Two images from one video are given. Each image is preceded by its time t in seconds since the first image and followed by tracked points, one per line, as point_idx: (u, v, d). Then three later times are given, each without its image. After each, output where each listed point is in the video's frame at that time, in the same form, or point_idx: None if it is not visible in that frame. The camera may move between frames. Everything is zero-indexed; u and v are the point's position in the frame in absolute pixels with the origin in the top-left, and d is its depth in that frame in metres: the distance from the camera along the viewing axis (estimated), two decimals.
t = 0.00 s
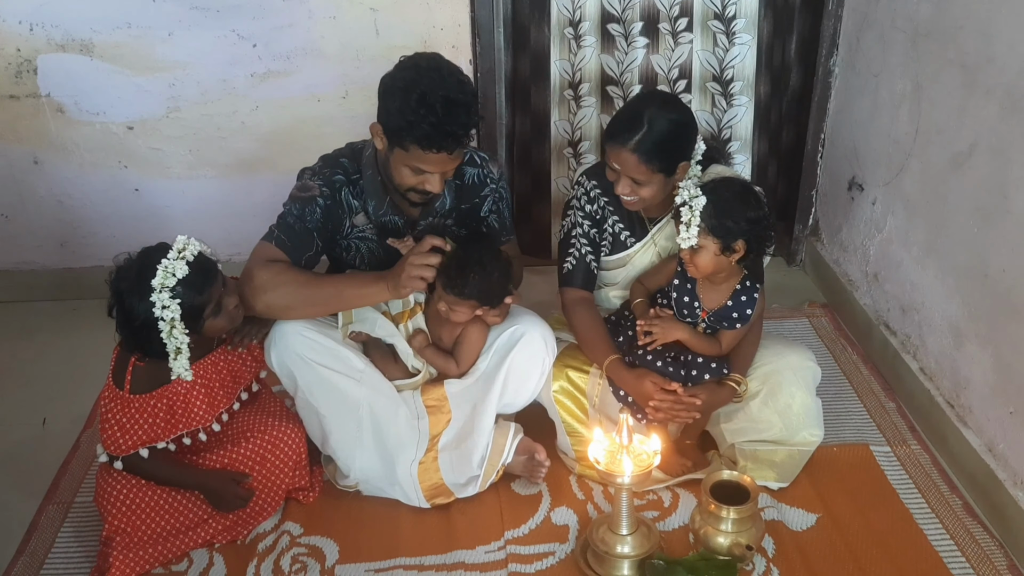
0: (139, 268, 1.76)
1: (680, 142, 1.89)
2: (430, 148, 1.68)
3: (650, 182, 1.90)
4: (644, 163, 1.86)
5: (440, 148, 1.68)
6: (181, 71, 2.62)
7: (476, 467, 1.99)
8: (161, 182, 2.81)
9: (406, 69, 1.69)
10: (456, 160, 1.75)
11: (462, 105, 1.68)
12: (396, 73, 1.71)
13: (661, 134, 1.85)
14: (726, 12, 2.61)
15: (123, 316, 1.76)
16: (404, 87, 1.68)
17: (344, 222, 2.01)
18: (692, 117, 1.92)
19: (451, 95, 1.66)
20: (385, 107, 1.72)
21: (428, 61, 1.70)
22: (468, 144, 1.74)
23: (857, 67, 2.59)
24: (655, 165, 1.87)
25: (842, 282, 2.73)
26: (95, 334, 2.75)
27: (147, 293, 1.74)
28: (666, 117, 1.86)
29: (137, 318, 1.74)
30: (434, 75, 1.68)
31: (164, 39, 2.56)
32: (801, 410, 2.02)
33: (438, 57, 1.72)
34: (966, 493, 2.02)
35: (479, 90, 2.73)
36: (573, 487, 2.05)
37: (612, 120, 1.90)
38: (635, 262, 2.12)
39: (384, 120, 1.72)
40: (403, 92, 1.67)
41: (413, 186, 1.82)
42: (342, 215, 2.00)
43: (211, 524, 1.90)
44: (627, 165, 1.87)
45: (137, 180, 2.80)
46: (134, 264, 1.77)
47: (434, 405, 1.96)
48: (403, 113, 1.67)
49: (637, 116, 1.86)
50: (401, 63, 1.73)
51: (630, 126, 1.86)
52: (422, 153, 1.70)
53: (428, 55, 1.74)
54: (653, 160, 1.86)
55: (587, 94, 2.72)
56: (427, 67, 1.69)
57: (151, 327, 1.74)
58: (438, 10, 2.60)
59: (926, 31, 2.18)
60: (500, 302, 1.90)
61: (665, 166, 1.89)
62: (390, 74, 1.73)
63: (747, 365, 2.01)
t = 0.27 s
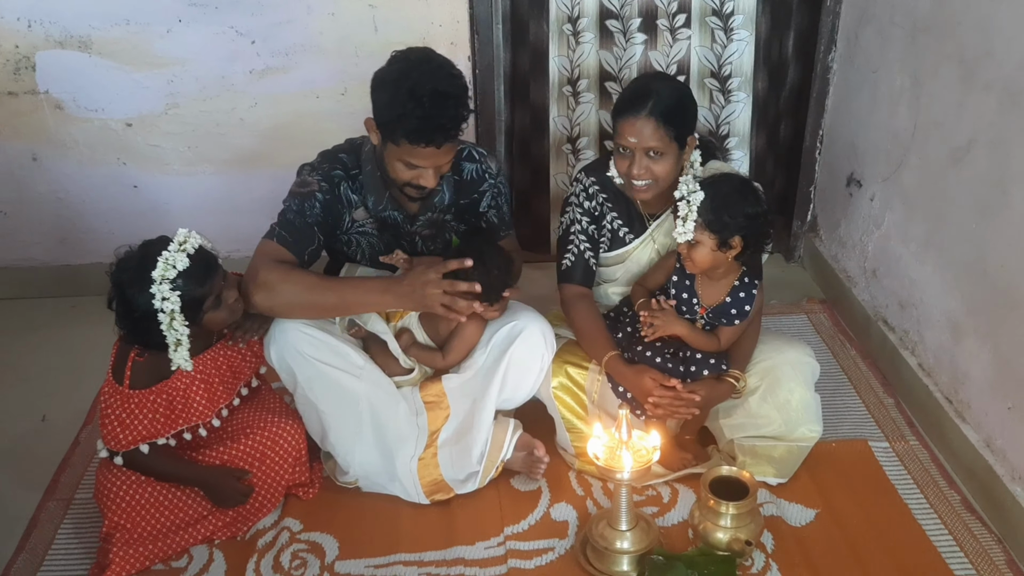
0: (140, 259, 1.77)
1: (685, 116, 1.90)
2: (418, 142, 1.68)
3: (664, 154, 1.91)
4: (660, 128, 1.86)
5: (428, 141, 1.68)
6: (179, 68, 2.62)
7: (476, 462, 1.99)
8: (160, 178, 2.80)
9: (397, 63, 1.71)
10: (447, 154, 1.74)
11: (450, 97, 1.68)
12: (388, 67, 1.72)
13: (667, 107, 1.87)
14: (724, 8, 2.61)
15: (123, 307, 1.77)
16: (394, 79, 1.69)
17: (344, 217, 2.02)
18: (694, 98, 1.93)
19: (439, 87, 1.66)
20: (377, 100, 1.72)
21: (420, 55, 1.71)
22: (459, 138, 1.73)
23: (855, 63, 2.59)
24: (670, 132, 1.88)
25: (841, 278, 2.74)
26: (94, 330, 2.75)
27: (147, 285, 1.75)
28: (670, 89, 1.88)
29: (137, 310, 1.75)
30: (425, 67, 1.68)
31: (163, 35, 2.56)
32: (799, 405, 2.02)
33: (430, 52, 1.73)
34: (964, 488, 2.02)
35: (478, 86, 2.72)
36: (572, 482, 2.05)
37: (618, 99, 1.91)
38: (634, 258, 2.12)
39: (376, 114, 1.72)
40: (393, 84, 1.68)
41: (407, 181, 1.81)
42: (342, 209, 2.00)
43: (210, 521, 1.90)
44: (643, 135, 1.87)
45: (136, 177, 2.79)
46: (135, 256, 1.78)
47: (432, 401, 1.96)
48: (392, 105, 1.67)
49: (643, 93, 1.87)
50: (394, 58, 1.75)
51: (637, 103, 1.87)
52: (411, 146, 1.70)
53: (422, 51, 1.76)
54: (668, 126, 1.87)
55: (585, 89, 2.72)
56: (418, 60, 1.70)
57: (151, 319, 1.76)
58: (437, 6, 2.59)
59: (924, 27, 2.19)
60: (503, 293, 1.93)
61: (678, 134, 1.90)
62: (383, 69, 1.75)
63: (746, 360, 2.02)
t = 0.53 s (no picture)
0: (136, 256, 1.78)
1: (686, 103, 1.92)
2: (401, 147, 1.68)
3: (663, 142, 1.91)
4: (659, 114, 1.88)
5: (410, 145, 1.68)
6: (176, 64, 2.62)
7: (474, 458, 2.00)
8: (157, 174, 2.80)
9: (380, 67, 1.69)
10: (434, 154, 1.74)
11: (431, 100, 1.66)
12: (371, 71, 1.71)
13: (667, 91, 1.89)
14: (721, 5, 2.62)
15: (119, 304, 1.78)
16: (375, 85, 1.67)
17: (344, 211, 2.01)
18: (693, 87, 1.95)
19: (418, 90, 1.64)
20: (362, 104, 1.72)
21: (402, 57, 1.69)
22: (445, 138, 1.72)
23: (852, 60, 2.60)
24: (668, 118, 1.89)
25: (837, 274, 2.75)
26: (91, 327, 2.75)
27: (143, 282, 1.76)
28: (669, 74, 1.90)
29: (132, 305, 1.77)
30: (404, 72, 1.66)
31: (160, 31, 2.56)
32: (796, 402, 2.03)
33: (414, 54, 1.71)
34: (960, 483, 2.03)
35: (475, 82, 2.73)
36: (570, 478, 2.06)
37: (618, 88, 1.93)
38: (632, 254, 2.13)
39: (362, 118, 1.73)
40: (374, 90, 1.67)
41: (399, 182, 1.82)
42: (341, 204, 2.00)
43: (208, 517, 1.91)
44: (642, 122, 1.88)
45: (133, 173, 2.79)
46: (131, 253, 1.79)
47: (428, 397, 1.96)
48: (375, 111, 1.67)
49: (643, 79, 1.89)
50: (378, 60, 1.73)
51: (637, 89, 1.89)
52: (395, 151, 1.70)
53: (406, 52, 1.74)
54: (667, 111, 1.88)
55: (583, 86, 2.72)
56: (399, 64, 1.68)
57: (146, 315, 1.77)
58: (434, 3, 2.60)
59: (921, 24, 2.19)
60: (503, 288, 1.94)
61: (677, 121, 1.91)
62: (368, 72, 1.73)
63: (743, 356, 2.02)
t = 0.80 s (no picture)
0: (137, 255, 1.79)
1: (685, 101, 1.92)
2: (396, 149, 1.69)
3: (660, 140, 1.92)
4: (657, 113, 1.88)
5: (405, 148, 1.69)
6: (176, 63, 2.62)
7: (473, 456, 2.00)
8: (156, 173, 2.80)
9: (368, 71, 1.69)
10: (429, 154, 1.74)
11: (423, 102, 1.66)
12: (360, 76, 1.71)
13: (666, 90, 1.88)
14: (719, 4, 2.63)
15: (119, 302, 1.78)
16: (365, 90, 1.67)
17: (343, 209, 2.02)
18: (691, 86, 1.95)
19: (409, 93, 1.64)
20: (354, 108, 1.72)
21: (390, 61, 1.69)
22: (438, 137, 1.73)
23: (850, 58, 2.60)
24: (666, 117, 1.90)
25: (836, 272, 2.75)
26: (91, 326, 2.75)
27: (142, 280, 1.76)
28: (667, 73, 1.90)
29: (132, 304, 1.76)
30: (394, 75, 1.66)
31: (159, 30, 2.56)
32: (795, 400, 2.03)
33: (402, 56, 1.70)
34: (958, 480, 2.04)
35: (474, 81, 2.73)
36: (569, 475, 2.06)
37: (616, 86, 1.93)
38: (630, 252, 2.13)
39: (355, 123, 1.73)
40: (365, 95, 1.67)
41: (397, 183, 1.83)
42: (340, 202, 2.01)
43: (208, 514, 1.91)
44: (639, 121, 1.88)
45: (132, 172, 2.79)
46: (132, 251, 1.80)
47: (427, 395, 1.96)
48: (366, 116, 1.67)
49: (642, 77, 1.89)
50: (365, 64, 1.73)
51: (636, 86, 1.88)
52: (390, 154, 1.71)
53: (394, 54, 1.73)
54: (665, 110, 1.89)
55: (581, 84, 2.72)
56: (388, 68, 1.68)
57: (145, 314, 1.76)
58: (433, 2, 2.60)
59: (919, 22, 2.20)
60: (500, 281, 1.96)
61: (675, 119, 1.91)
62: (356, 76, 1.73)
63: (742, 353, 2.03)
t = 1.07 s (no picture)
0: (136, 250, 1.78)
1: (682, 99, 1.92)
2: (385, 141, 1.69)
3: (657, 138, 1.91)
4: (654, 112, 1.88)
5: (394, 140, 1.69)
6: (173, 61, 2.62)
7: (471, 454, 2.00)
8: (153, 171, 2.80)
9: (360, 64, 1.70)
10: (421, 147, 1.74)
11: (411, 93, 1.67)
12: (352, 68, 1.72)
13: (662, 88, 1.89)
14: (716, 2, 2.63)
15: (118, 297, 1.77)
16: (355, 81, 1.69)
17: (345, 206, 2.03)
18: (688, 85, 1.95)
19: (397, 84, 1.65)
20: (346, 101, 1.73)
21: (382, 53, 1.70)
22: (429, 129, 1.72)
23: (847, 57, 2.60)
24: (663, 115, 1.89)
25: (833, 271, 2.75)
26: (88, 324, 2.75)
27: (142, 275, 1.76)
28: (663, 71, 1.90)
29: (132, 298, 1.76)
30: (383, 67, 1.67)
31: (156, 28, 2.56)
32: (792, 398, 2.04)
33: (394, 48, 1.72)
34: (956, 478, 2.04)
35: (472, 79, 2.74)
36: (567, 474, 2.06)
37: (613, 84, 1.93)
38: (628, 250, 2.13)
39: (347, 117, 1.74)
40: (355, 86, 1.69)
41: (392, 176, 1.83)
42: (343, 198, 2.01)
43: (206, 513, 1.91)
44: (636, 119, 1.88)
45: (130, 170, 2.79)
46: (132, 246, 1.79)
47: (426, 394, 1.96)
48: (356, 108, 1.68)
49: (638, 75, 1.89)
50: (359, 56, 1.74)
51: (632, 85, 1.89)
52: (380, 147, 1.71)
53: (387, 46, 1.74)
54: (662, 109, 1.89)
55: (578, 82, 2.72)
56: (378, 59, 1.69)
57: (144, 309, 1.76)
58: None
59: (916, 20, 2.20)
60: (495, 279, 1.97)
61: (672, 118, 1.91)
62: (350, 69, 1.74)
63: (740, 351, 2.03)
